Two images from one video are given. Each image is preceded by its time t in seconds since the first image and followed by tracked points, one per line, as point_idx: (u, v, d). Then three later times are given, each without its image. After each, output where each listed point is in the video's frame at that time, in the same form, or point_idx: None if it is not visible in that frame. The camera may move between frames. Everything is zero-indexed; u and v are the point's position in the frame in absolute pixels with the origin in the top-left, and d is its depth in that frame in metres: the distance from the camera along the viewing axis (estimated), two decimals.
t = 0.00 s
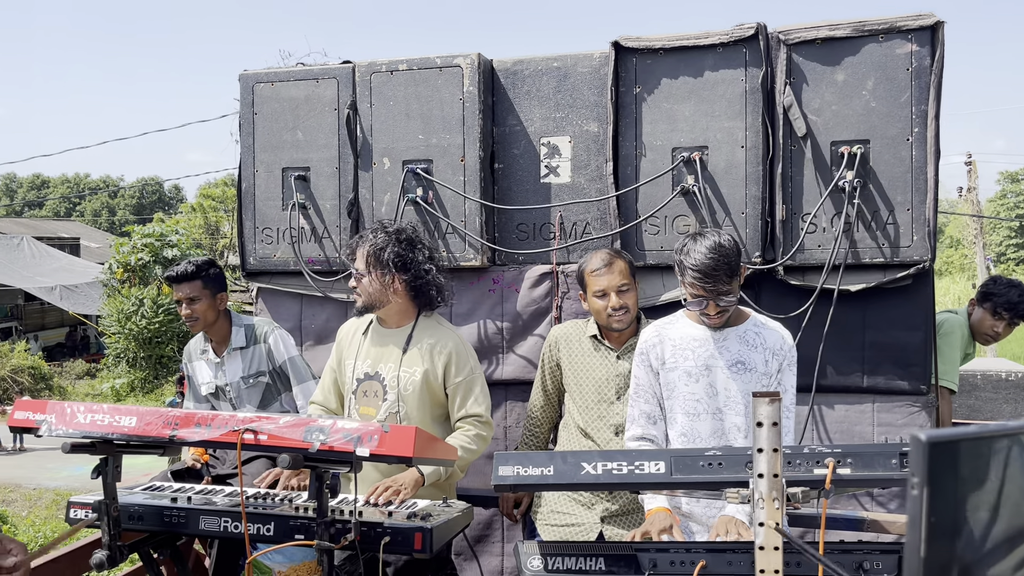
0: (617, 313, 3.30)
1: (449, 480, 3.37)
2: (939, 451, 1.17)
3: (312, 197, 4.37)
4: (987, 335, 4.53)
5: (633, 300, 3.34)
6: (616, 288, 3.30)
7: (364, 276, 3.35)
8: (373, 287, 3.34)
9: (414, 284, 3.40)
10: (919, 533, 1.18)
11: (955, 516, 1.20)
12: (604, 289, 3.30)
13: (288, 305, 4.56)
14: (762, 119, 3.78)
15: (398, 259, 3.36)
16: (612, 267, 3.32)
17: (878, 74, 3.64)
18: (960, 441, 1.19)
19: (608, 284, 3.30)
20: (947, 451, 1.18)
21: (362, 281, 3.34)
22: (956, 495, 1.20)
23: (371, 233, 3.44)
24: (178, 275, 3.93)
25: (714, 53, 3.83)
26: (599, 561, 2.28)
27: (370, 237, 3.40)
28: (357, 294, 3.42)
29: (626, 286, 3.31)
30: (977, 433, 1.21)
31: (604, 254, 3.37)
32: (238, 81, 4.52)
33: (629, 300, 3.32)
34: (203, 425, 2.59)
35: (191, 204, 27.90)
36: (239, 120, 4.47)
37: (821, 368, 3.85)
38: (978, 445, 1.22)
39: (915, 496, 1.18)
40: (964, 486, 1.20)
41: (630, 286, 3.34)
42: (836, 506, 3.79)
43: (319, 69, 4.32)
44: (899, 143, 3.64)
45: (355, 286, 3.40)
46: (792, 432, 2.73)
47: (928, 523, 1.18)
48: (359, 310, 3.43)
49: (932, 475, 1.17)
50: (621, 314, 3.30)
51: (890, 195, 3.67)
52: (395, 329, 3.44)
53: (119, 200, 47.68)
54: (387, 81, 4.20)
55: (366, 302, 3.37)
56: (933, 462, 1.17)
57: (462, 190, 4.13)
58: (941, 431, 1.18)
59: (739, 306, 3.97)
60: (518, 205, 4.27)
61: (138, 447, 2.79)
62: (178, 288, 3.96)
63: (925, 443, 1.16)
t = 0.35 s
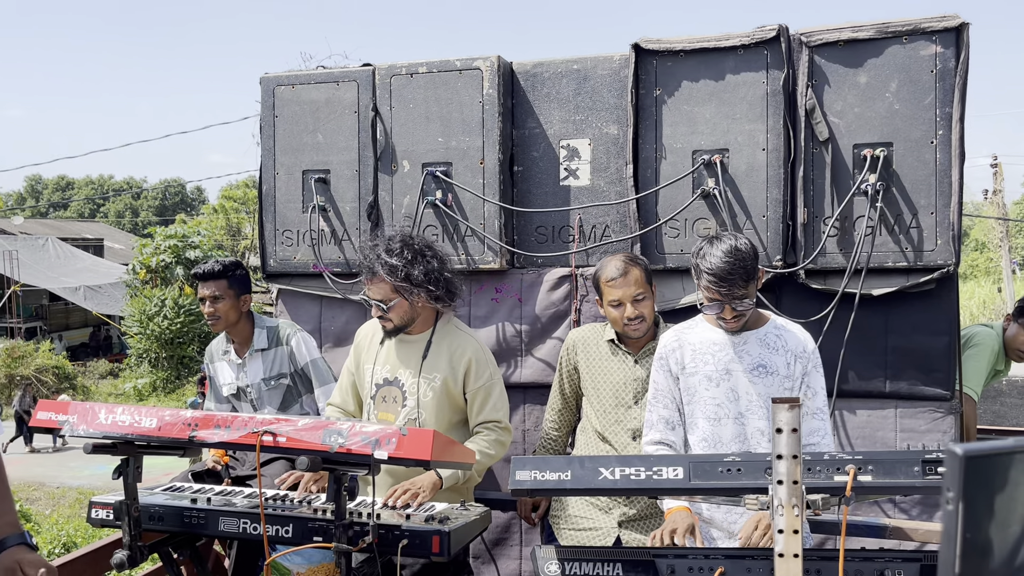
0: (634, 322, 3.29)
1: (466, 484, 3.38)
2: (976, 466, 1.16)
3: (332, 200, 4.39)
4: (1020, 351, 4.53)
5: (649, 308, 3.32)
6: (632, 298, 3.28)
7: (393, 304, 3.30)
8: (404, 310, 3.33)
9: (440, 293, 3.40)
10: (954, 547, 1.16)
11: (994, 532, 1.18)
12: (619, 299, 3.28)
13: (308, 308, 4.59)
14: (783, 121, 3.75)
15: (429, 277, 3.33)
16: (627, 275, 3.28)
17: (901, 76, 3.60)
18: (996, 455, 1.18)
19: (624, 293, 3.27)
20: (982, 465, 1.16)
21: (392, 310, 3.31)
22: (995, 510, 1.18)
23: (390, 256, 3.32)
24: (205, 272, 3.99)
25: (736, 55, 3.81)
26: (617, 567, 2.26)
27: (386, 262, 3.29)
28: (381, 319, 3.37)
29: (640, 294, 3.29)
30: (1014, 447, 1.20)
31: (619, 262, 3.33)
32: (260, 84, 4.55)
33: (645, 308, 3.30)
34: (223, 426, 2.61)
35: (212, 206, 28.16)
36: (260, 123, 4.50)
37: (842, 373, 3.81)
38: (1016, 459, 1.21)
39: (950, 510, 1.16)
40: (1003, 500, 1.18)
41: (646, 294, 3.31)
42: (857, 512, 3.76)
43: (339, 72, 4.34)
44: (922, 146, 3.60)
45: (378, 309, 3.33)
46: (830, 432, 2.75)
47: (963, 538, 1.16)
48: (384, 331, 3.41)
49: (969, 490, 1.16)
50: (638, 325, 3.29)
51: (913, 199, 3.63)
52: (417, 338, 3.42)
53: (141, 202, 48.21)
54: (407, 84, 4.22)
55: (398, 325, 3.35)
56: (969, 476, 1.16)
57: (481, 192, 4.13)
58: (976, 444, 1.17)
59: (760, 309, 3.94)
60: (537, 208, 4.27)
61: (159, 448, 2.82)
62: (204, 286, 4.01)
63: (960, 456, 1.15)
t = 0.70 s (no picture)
0: (645, 326, 3.28)
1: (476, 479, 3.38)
2: (998, 469, 1.15)
3: (347, 200, 4.40)
4: None
5: (662, 313, 3.31)
6: (645, 302, 3.26)
7: (391, 305, 3.28)
8: (402, 310, 3.32)
9: (434, 289, 3.41)
10: (977, 551, 1.15)
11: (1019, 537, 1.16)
12: (631, 304, 3.27)
13: (322, 308, 4.60)
14: (799, 121, 3.73)
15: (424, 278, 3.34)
16: (639, 280, 3.26)
17: (919, 75, 3.57)
18: (1019, 457, 1.16)
19: (637, 298, 3.26)
20: (1005, 468, 1.15)
21: (389, 311, 3.29)
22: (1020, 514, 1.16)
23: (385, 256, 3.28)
24: (228, 270, 3.99)
25: (751, 55, 3.79)
26: (631, 568, 2.25)
27: (384, 264, 3.26)
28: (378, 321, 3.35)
29: (653, 298, 3.28)
30: None
31: (632, 265, 3.30)
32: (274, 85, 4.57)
33: (657, 312, 3.29)
34: (237, 426, 2.61)
35: (228, 207, 28.35)
36: (275, 123, 4.51)
37: (859, 374, 3.78)
38: None
39: (972, 513, 1.16)
40: None
41: (658, 298, 3.30)
42: (874, 515, 3.72)
43: (353, 73, 4.35)
44: (940, 146, 3.57)
45: (376, 311, 3.30)
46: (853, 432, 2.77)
47: (986, 542, 1.14)
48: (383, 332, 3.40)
49: (991, 493, 1.15)
50: (649, 329, 3.28)
51: (931, 199, 3.60)
52: (412, 338, 3.41)
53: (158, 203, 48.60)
54: (422, 84, 4.22)
55: (397, 326, 3.35)
56: (989, 480, 1.15)
57: (495, 193, 4.13)
58: (998, 447, 1.16)
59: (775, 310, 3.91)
60: (551, 208, 4.27)
61: (174, 448, 2.83)
62: (226, 284, 4.02)
63: (982, 458, 1.14)
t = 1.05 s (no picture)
0: (656, 330, 3.27)
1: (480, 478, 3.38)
2: None
3: (355, 202, 4.40)
4: None
5: (674, 316, 3.30)
6: (657, 305, 3.26)
7: (388, 299, 3.32)
8: (398, 306, 3.34)
9: (432, 285, 3.46)
10: (1007, 560, 1.00)
11: None
12: (643, 307, 3.26)
13: (332, 309, 4.61)
14: (809, 122, 3.71)
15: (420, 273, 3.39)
16: (650, 282, 3.26)
17: (929, 76, 3.56)
18: None
19: (648, 300, 3.26)
20: None
21: (385, 305, 3.31)
22: None
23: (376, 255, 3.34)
24: (239, 273, 4.00)
25: (760, 55, 3.78)
26: (640, 571, 2.25)
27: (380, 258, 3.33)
28: (375, 318, 3.37)
29: (665, 301, 3.27)
30: None
31: (646, 266, 3.30)
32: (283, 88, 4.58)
33: (669, 316, 3.27)
34: (247, 427, 2.62)
35: (237, 208, 28.46)
36: (284, 126, 4.53)
37: (870, 377, 3.77)
38: None
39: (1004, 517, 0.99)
40: None
41: (670, 300, 3.29)
42: (884, 518, 3.71)
43: (362, 75, 4.36)
44: (951, 147, 3.55)
45: (372, 305, 3.34)
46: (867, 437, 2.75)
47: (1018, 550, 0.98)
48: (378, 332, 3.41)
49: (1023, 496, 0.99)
50: (660, 332, 3.27)
51: (941, 200, 3.58)
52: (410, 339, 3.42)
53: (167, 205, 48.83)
54: (430, 86, 4.23)
55: (392, 323, 3.36)
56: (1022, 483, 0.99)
57: (503, 194, 4.13)
58: None
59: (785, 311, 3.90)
60: (559, 210, 4.27)
61: (183, 449, 2.84)
62: (236, 287, 4.03)
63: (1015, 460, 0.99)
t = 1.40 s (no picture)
0: (663, 328, 3.27)
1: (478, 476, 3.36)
2: None
3: (360, 202, 4.40)
4: None
5: (679, 316, 3.30)
6: (664, 303, 3.25)
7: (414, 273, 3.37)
8: (419, 282, 3.40)
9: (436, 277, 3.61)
10: None
11: None
12: (650, 304, 3.26)
13: (336, 309, 4.61)
14: (814, 122, 3.70)
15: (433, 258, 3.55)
16: (657, 279, 3.25)
17: (935, 75, 3.55)
18: None
19: (654, 298, 3.25)
20: None
21: (411, 275, 3.35)
22: None
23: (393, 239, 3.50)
24: (228, 281, 4.01)
25: (765, 55, 3.78)
26: (645, 570, 2.25)
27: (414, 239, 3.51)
28: (393, 288, 3.37)
29: (671, 299, 3.27)
30: None
31: (652, 265, 3.29)
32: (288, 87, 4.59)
33: (674, 314, 3.28)
34: (251, 426, 2.61)
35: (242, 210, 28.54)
36: (289, 125, 4.53)
37: (875, 377, 3.76)
38: None
39: None
40: None
41: (675, 298, 3.28)
42: (890, 518, 3.70)
43: (367, 75, 4.36)
44: (957, 146, 3.54)
45: (398, 273, 3.37)
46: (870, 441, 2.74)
47: None
48: (387, 307, 3.38)
49: None
50: (666, 330, 3.26)
51: (947, 199, 3.57)
52: (409, 331, 3.45)
53: (172, 207, 48.96)
54: (435, 86, 4.23)
55: (409, 298, 3.37)
56: None
57: (508, 194, 4.13)
58: None
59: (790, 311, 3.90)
60: (564, 209, 4.26)
61: (187, 447, 2.84)
62: (229, 294, 4.05)
63: None
